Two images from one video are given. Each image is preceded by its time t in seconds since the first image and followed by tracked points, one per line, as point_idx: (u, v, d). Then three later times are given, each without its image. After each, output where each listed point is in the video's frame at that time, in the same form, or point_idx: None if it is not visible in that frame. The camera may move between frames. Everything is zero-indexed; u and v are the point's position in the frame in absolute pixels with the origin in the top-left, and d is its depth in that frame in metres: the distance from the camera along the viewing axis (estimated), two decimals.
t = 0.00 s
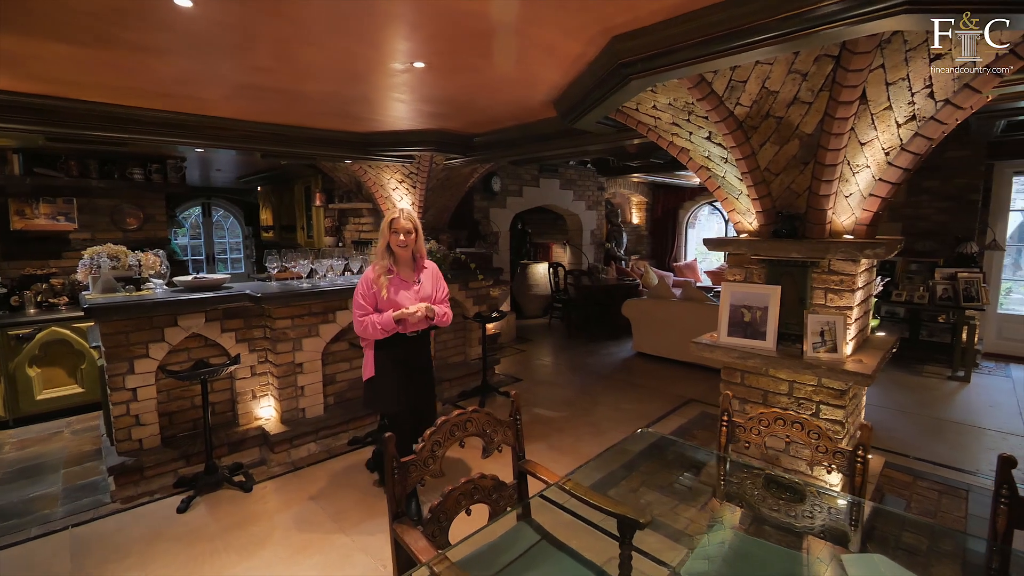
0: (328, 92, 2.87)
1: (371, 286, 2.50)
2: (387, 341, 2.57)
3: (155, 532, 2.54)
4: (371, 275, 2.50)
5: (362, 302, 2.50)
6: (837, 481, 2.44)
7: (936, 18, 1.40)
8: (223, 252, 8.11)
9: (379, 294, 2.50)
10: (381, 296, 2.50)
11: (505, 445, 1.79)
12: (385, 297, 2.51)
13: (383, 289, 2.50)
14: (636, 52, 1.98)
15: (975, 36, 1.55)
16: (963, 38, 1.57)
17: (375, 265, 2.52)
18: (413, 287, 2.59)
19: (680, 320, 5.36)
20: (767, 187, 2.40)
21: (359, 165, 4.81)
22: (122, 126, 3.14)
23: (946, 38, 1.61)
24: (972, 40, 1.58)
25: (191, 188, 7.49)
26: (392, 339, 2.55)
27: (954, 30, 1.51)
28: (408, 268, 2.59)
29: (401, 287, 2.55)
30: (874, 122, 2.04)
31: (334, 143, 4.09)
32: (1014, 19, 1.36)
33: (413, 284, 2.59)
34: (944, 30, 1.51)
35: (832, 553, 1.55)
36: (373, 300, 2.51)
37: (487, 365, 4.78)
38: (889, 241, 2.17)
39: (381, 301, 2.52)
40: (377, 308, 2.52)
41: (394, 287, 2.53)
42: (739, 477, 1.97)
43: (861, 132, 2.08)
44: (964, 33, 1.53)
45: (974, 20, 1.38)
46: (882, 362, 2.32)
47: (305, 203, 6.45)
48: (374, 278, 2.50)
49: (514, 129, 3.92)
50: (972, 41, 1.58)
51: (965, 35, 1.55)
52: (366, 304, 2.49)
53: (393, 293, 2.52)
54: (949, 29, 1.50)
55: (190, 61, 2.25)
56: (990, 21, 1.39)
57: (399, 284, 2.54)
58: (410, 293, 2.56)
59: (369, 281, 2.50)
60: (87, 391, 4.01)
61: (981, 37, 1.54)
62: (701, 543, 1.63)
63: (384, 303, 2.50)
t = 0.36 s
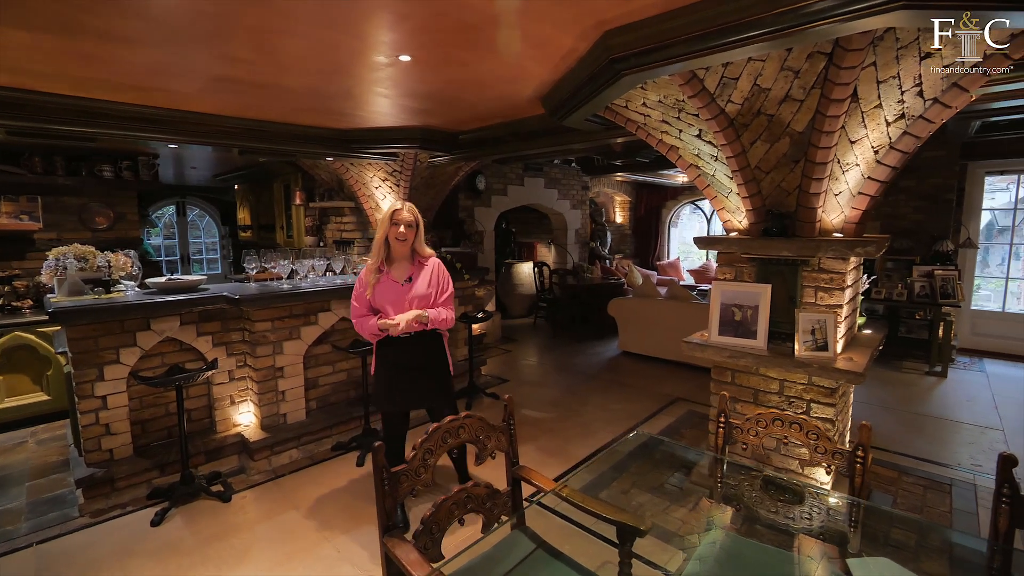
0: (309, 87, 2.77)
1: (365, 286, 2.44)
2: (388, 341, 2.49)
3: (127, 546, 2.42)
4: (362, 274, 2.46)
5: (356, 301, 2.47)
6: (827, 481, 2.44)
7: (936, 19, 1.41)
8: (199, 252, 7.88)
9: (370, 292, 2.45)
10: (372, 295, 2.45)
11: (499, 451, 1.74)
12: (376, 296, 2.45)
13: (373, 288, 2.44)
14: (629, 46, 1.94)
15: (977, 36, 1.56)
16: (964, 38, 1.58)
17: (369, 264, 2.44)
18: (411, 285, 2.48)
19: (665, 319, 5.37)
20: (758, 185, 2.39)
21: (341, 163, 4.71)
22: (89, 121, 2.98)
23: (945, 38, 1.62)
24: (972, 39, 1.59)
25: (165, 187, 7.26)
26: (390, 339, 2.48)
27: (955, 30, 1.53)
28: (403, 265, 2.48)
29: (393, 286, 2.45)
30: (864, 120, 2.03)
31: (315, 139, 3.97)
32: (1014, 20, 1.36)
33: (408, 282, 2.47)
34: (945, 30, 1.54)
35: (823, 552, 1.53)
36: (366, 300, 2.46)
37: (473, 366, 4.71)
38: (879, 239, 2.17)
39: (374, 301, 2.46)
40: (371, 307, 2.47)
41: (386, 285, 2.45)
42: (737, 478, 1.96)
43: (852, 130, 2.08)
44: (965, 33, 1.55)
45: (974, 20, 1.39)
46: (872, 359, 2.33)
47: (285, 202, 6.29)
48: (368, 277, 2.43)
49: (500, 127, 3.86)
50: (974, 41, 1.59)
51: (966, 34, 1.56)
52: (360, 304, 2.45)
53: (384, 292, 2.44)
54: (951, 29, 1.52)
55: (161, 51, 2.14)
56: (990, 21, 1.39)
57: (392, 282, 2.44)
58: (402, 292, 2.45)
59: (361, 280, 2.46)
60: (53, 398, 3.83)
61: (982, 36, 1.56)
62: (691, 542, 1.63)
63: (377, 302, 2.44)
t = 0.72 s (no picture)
0: (286, 80, 2.67)
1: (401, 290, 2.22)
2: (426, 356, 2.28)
3: (92, 563, 2.29)
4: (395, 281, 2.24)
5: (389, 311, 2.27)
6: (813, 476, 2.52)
7: (937, 19, 1.42)
8: (170, 253, 7.62)
9: (403, 301, 2.25)
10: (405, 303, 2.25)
11: (487, 455, 1.69)
12: (411, 305, 2.24)
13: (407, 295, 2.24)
14: (617, 41, 1.90)
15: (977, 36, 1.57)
16: (963, 39, 1.60)
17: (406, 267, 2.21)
18: (452, 293, 2.27)
19: (648, 318, 5.39)
20: (743, 183, 2.39)
21: (318, 160, 4.60)
22: (49, 113, 2.82)
23: (945, 38, 1.62)
24: (972, 41, 1.60)
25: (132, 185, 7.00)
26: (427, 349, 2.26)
27: (955, 30, 1.55)
28: (442, 273, 2.25)
29: (432, 295, 2.24)
30: (848, 118, 2.05)
31: (292, 135, 3.85)
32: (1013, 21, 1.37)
33: (448, 291, 2.26)
34: (945, 30, 1.56)
35: (808, 549, 1.52)
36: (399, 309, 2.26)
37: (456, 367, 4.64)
38: (863, 236, 2.18)
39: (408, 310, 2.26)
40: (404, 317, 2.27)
41: (423, 293, 2.23)
42: (728, 478, 1.94)
43: (836, 128, 2.09)
44: (964, 34, 1.57)
45: (975, 19, 1.40)
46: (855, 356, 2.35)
47: (260, 201, 6.12)
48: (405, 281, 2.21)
49: (482, 124, 3.81)
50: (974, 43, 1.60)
51: (966, 35, 1.58)
52: (393, 314, 2.25)
53: (420, 301, 2.24)
54: (951, 29, 1.54)
55: (125, 39, 2.02)
56: (989, 21, 1.40)
57: (429, 292, 2.23)
58: (442, 302, 2.24)
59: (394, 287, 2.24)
60: (12, 406, 3.63)
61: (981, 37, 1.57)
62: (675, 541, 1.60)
63: (412, 312, 2.24)
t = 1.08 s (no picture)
0: (251, 71, 2.55)
1: (474, 284, 1.91)
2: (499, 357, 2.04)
3: None
4: (468, 278, 1.92)
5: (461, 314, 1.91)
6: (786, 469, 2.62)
7: (936, 19, 1.44)
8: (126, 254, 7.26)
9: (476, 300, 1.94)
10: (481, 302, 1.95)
11: (465, 459, 1.64)
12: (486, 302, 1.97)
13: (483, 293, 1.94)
14: (594, 34, 1.88)
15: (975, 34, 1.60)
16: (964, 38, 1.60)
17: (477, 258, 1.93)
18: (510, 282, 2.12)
19: (621, 317, 5.42)
20: (717, 180, 2.41)
21: (285, 156, 4.45)
22: None
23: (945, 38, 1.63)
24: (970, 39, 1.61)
25: (85, 182, 6.63)
26: (494, 345, 2.01)
27: (953, 30, 1.58)
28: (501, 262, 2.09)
29: (501, 289, 2.03)
30: (819, 116, 2.08)
31: (257, 130, 3.71)
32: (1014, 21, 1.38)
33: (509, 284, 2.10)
34: (944, 30, 1.60)
35: (781, 541, 1.54)
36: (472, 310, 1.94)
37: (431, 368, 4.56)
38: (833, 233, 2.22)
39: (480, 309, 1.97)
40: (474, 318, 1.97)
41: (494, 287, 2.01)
42: (708, 474, 1.94)
43: (808, 126, 2.12)
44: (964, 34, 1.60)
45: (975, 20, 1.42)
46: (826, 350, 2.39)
47: (223, 199, 5.88)
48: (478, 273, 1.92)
49: (456, 121, 3.75)
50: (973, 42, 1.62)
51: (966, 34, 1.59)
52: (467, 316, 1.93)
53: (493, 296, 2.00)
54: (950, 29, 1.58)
55: (73, 21, 1.88)
56: (990, 21, 1.41)
57: (499, 285, 2.02)
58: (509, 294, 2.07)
59: (466, 286, 1.91)
60: None
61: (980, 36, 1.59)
62: (652, 538, 1.59)
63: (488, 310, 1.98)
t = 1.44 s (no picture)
0: (196, 58, 2.40)
1: (554, 288, 1.96)
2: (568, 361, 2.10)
3: None
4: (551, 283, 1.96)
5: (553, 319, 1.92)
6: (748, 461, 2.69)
7: (936, 18, 1.42)
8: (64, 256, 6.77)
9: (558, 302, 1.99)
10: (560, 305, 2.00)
11: (427, 463, 1.58)
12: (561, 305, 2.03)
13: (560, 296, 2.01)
14: (556, 27, 1.85)
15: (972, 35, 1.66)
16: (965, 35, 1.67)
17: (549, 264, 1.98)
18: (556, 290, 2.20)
19: (587, 315, 5.45)
20: (679, 177, 2.44)
21: (237, 152, 4.25)
22: None
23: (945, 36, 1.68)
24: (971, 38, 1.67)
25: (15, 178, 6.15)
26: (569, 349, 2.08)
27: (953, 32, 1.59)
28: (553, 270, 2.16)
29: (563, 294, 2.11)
30: (776, 115, 2.13)
31: (206, 123, 3.51)
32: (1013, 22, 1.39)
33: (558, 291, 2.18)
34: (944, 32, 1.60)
35: (744, 533, 1.55)
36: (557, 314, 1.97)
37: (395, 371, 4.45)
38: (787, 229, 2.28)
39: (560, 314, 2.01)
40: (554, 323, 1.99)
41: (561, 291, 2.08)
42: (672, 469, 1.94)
43: (765, 125, 2.17)
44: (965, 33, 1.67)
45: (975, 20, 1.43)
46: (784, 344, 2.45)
47: (171, 197, 5.57)
48: (551, 277, 1.98)
49: (418, 117, 3.66)
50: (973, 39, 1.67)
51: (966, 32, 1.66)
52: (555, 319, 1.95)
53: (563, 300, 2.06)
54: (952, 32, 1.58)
55: None
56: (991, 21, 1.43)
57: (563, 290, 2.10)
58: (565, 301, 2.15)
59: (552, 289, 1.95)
60: None
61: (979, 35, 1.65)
62: (619, 534, 1.56)
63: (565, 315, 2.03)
